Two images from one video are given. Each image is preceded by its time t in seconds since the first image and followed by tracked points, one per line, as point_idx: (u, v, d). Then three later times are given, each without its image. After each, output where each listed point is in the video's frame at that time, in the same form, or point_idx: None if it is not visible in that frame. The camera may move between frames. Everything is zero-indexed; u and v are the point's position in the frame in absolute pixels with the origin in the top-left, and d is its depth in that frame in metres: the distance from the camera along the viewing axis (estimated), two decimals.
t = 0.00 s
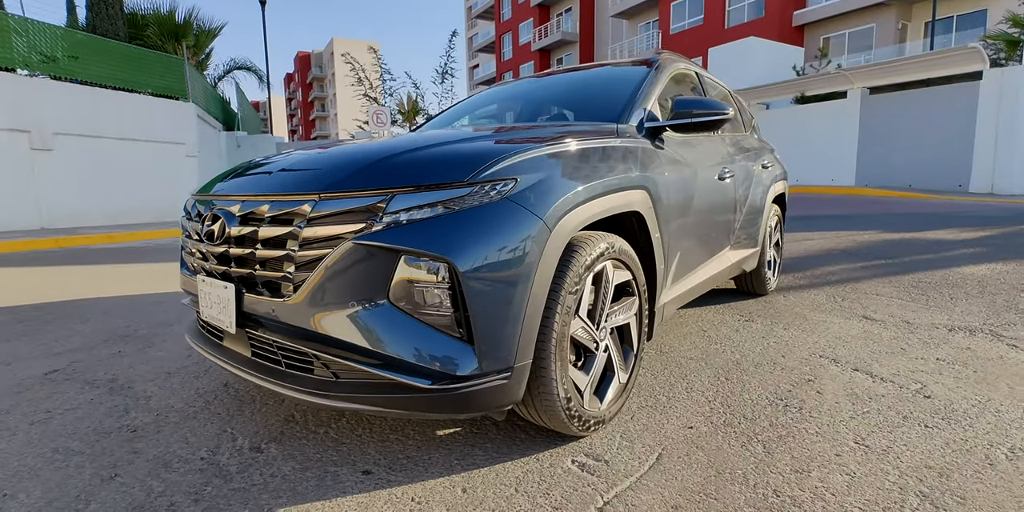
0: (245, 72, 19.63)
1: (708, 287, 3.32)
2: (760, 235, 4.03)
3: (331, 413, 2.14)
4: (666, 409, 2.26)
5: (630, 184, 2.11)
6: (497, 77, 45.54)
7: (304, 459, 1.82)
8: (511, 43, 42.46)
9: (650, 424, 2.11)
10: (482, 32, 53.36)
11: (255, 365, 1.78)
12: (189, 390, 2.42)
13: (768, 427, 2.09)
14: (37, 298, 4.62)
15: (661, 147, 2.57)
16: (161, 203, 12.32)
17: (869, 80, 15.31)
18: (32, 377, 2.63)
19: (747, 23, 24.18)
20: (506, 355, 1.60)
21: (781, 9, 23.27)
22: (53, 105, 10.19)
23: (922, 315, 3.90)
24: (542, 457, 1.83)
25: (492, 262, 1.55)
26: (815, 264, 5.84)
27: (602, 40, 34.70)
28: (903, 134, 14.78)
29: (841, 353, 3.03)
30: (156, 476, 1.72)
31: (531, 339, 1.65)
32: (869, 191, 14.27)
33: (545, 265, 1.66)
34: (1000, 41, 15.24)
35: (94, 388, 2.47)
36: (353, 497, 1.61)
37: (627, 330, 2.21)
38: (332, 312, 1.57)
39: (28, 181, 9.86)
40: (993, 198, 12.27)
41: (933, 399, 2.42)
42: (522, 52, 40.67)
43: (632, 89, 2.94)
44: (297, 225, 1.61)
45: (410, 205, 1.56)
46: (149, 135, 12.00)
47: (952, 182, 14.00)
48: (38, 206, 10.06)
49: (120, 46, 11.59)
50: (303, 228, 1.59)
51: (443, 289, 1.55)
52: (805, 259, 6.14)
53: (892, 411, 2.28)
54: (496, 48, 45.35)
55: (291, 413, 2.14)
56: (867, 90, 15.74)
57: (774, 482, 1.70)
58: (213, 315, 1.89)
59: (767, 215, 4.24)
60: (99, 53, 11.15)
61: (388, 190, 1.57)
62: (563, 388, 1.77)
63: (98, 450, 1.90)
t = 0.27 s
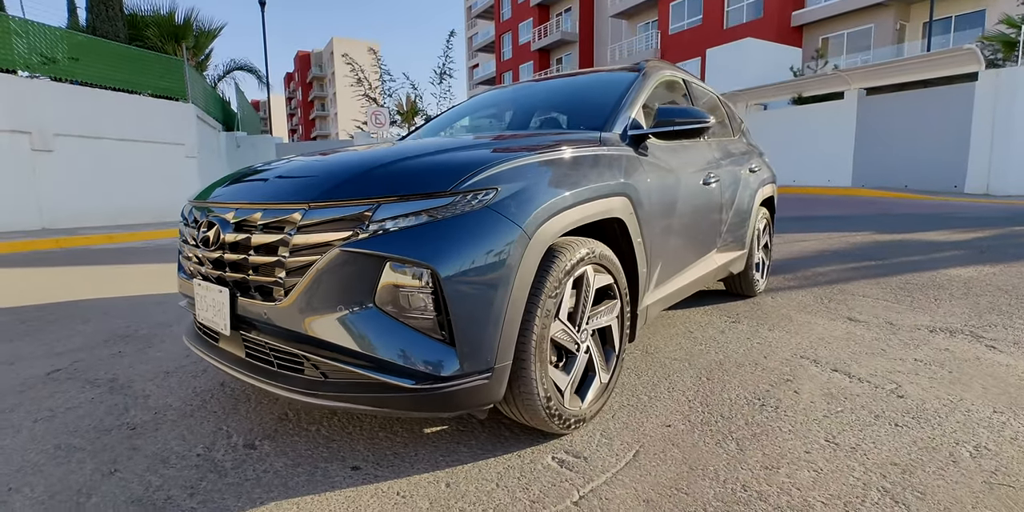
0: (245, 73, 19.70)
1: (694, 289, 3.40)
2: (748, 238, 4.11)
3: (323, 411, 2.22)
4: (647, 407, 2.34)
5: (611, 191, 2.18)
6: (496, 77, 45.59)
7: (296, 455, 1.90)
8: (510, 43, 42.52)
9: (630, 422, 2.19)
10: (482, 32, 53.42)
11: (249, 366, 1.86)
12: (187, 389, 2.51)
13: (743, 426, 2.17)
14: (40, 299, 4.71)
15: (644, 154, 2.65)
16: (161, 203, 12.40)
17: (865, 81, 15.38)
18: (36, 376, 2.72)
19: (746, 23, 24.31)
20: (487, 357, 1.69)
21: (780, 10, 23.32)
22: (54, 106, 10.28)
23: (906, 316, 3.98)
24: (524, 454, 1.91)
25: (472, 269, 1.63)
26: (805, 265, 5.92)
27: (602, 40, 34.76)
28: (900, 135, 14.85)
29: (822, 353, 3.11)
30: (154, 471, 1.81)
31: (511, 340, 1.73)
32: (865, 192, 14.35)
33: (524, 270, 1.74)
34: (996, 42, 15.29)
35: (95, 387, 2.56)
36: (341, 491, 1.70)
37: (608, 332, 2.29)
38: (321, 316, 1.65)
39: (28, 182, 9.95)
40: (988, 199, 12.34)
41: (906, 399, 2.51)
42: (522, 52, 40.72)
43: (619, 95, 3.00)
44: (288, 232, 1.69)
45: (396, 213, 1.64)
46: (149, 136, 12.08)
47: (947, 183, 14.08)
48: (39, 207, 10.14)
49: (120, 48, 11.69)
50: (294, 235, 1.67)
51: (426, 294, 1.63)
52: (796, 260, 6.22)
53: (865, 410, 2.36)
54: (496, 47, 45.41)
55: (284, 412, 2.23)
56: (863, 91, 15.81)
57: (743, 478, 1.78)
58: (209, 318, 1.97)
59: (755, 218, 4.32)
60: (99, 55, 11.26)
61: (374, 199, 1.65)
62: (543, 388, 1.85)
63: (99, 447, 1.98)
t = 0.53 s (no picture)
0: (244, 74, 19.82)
1: (676, 289, 3.49)
2: (732, 239, 4.19)
3: (310, 406, 2.31)
4: (622, 402, 2.44)
5: (586, 195, 2.28)
6: (496, 77, 45.69)
7: (282, 447, 1.99)
8: (510, 43, 42.61)
9: (604, 417, 2.28)
10: (482, 32, 53.52)
11: (237, 362, 1.96)
12: (180, 385, 2.60)
13: (713, 420, 2.26)
14: (41, 299, 4.81)
15: (623, 158, 2.74)
16: (161, 203, 12.51)
17: (861, 82, 15.46)
18: (34, 373, 2.81)
19: (744, 24, 24.40)
20: (461, 353, 1.78)
21: (778, 11, 23.39)
22: (54, 107, 10.38)
23: (886, 316, 4.06)
24: (499, 446, 2.01)
25: (445, 270, 1.73)
26: (793, 265, 6.00)
27: (601, 41, 34.85)
28: (895, 136, 14.93)
29: (798, 352, 3.20)
30: (146, 462, 1.90)
31: (484, 337, 1.82)
32: (861, 193, 14.43)
33: (497, 271, 1.83)
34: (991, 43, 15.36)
35: (92, 383, 2.65)
36: (322, 480, 1.79)
37: (585, 330, 2.38)
38: (304, 314, 1.74)
39: (29, 183, 10.05)
40: (982, 200, 12.42)
41: (874, 395, 2.59)
42: (521, 52, 40.82)
43: (600, 100, 3.11)
44: (272, 235, 1.78)
45: (374, 217, 1.73)
46: (149, 137, 12.18)
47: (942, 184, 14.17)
48: (40, 207, 10.25)
49: (120, 49, 11.79)
50: (278, 237, 1.76)
51: (403, 293, 1.72)
52: (785, 260, 6.31)
53: (831, 406, 2.46)
54: (496, 48, 45.49)
55: (273, 406, 2.32)
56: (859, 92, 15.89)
57: (705, 469, 1.87)
58: (199, 316, 2.06)
59: (740, 219, 4.40)
60: (99, 57, 11.37)
61: (354, 204, 1.74)
62: (517, 383, 1.95)
63: (94, 440, 2.08)
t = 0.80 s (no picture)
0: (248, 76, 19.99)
1: (661, 289, 3.54)
2: (720, 239, 4.23)
3: (296, 402, 2.38)
4: (600, 399, 2.50)
5: (563, 197, 2.34)
6: (499, 78, 45.83)
7: (266, 441, 2.07)
8: (513, 44, 42.75)
9: (581, 413, 2.34)
10: (485, 33, 53.67)
11: (222, 359, 2.03)
12: (172, 382, 2.68)
13: (686, 417, 2.32)
14: (43, 299, 4.92)
15: (603, 161, 2.80)
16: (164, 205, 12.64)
17: (861, 83, 15.47)
18: (33, 370, 2.90)
19: (745, 25, 24.45)
20: (435, 350, 1.85)
21: (779, 11, 23.40)
22: (60, 110, 10.52)
23: (872, 316, 4.10)
24: (475, 441, 2.07)
25: (419, 269, 1.79)
26: (785, 266, 6.05)
27: (603, 42, 34.92)
28: (895, 137, 14.93)
29: (780, 351, 3.25)
30: (134, 455, 1.97)
31: (458, 335, 1.89)
32: (860, 194, 14.44)
33: (471, 271, 1.90)
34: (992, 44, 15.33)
35: (87, 380, 2.73)
36: (303, 472, 1.86)
37: (563, 329, 2.45)
38: (284, 313, 1.82)
39: (35, 185, 10.20)
40: (981, 200, 12.40)
41: (848, 393, 2.64)
42: (524, 54, 40.95)
43: (582, 105, 3.19)
44: (254, 236, 1.85)
45: (351, 219, 1.80)
46: (153, 139, 12.32)
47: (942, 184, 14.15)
48: (45, 209, 10.40)
49: (124, 53, 11.93)
50: (259, 238, 1.83)
51: (378, 293, 1.80)
52: (778, 261, 6.35)
53: (805, 404, 2.51)
54: (498, 49, 45.62)
55: (260, 403, 2.39)
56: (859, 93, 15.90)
57: (673, 463, 1.93)
58: (187, 315, 2.14)
59: (729, 220, 4.45)
60: (104, 60, 11.53)
61: (331, 206, 1.81)
62: (492, 379, 2.01)
63: (86, 434, 2.15)
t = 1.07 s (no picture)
0: (259, 80, 20.26)
1: (656, 290, 3.58)
2: (717, 241, 4.26)
3: (292, 398, 2.45)
4: (589, 398, 2.55)
5: (550, 200, 2.40)
6: (508, 81, 45.94)
7: (261, 436, 2.14)
8: (521, 47, 42.87)
9: (569, 411, 2.40)
10: (494, 36, 53.87)
11: (219, 356, 2.11)
12: (175, 379, 2.76)
13: (672, 416, 2.37)
14: (56, 299, 5.05)
15: (595, 164, 2.86)
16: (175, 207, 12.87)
17: (870, 84, 15.37)
18: (43, 366, 3.00)
19: (753, 27, 24.37)
20: (421, 348, 1.92)
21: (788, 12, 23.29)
22: (74, 115, 10.72)
23: (868, 318, 4.11)
24: (463, 437, 2.13)
25: (405, 270, 1.86)
26: (787, 268, 6.06)
27: (612, 44, 34.92)
28: (904, 138, 14.82)
29: (772, 352, 3.27)
30: (135, 448, 2.05)
31: (443, 334, 1.96)
32: (868, 196, 14.35)
33: (456, 271, 1.97)
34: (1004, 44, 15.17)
35: (94, 376, 2.82)
36: (294, 465, 1.93)
37: (552, 329, 2.50)
38: (276, 311, 1.89)
39: (49, 188, 10.40)
40: (991, 203, 12.28)
41: (836, 393, 2.66)
42: (533, 56, 41.05)
43: (573, 111, 3.25)
44: (247, 237, 1.93)
45: (340, 221, 1.87)
46: (165, 143, 12.54)
47: (952, 186, 14.02)
48: (60, 211, 10.60)
49: (137, 58, 12.14)
50: (253, 240, 1.91)
51: (366, 292, 1.87)
52: (779, 263, 6.36)
53: (791, 403, 2.53)
54: (507, 52, 45.77)
55: (257, 399, 2.47)
56: (868, 94, 15.79)
57: (654, 460, 1.97)
58: (186, 313, 2.22)
59: (726, 221, 4.47)
60: (117, 66, 11.74)
61: (321, 209, 1.88)
62: (478, 376, 2.08)
63: (91, 427, 2.24)
